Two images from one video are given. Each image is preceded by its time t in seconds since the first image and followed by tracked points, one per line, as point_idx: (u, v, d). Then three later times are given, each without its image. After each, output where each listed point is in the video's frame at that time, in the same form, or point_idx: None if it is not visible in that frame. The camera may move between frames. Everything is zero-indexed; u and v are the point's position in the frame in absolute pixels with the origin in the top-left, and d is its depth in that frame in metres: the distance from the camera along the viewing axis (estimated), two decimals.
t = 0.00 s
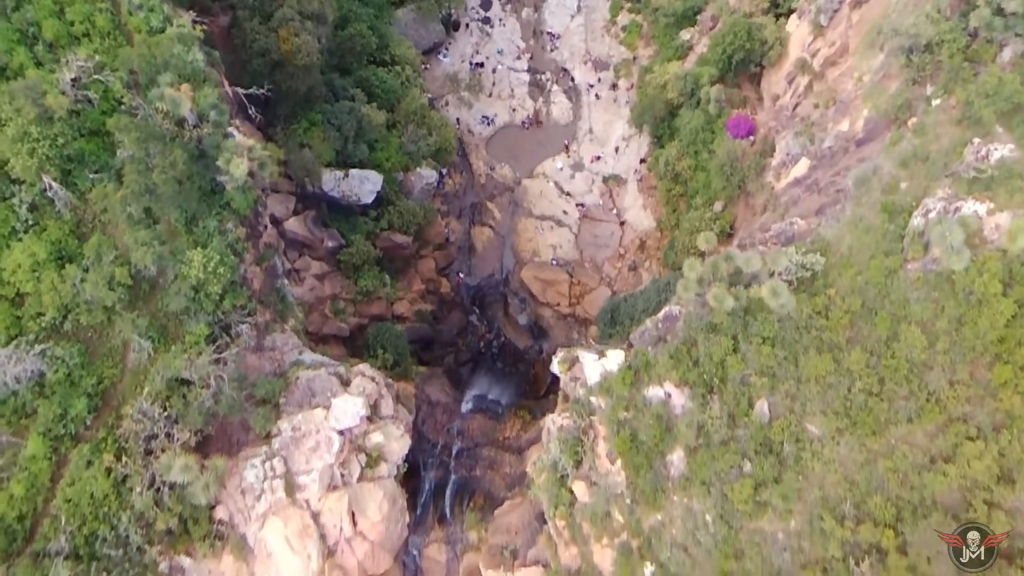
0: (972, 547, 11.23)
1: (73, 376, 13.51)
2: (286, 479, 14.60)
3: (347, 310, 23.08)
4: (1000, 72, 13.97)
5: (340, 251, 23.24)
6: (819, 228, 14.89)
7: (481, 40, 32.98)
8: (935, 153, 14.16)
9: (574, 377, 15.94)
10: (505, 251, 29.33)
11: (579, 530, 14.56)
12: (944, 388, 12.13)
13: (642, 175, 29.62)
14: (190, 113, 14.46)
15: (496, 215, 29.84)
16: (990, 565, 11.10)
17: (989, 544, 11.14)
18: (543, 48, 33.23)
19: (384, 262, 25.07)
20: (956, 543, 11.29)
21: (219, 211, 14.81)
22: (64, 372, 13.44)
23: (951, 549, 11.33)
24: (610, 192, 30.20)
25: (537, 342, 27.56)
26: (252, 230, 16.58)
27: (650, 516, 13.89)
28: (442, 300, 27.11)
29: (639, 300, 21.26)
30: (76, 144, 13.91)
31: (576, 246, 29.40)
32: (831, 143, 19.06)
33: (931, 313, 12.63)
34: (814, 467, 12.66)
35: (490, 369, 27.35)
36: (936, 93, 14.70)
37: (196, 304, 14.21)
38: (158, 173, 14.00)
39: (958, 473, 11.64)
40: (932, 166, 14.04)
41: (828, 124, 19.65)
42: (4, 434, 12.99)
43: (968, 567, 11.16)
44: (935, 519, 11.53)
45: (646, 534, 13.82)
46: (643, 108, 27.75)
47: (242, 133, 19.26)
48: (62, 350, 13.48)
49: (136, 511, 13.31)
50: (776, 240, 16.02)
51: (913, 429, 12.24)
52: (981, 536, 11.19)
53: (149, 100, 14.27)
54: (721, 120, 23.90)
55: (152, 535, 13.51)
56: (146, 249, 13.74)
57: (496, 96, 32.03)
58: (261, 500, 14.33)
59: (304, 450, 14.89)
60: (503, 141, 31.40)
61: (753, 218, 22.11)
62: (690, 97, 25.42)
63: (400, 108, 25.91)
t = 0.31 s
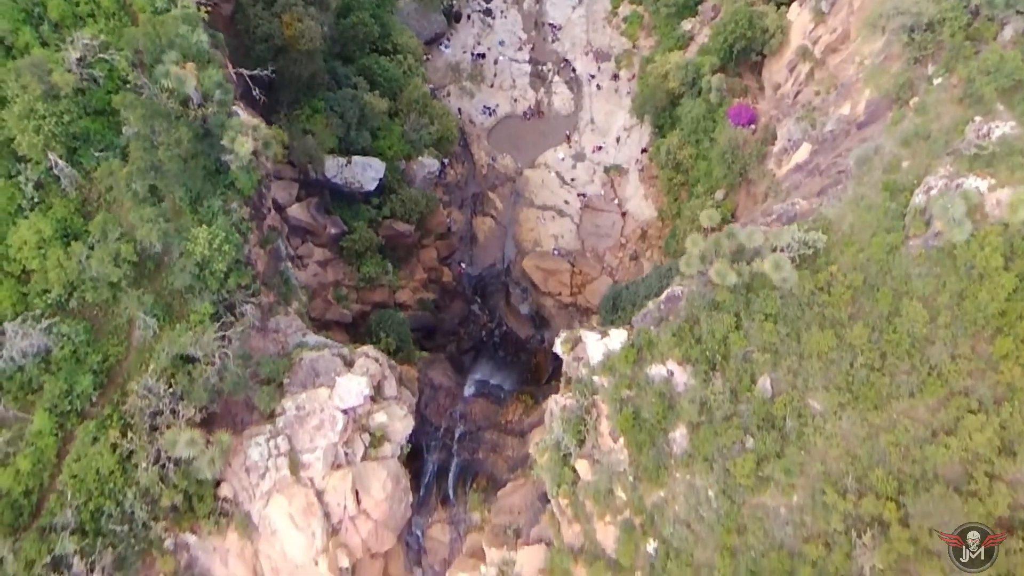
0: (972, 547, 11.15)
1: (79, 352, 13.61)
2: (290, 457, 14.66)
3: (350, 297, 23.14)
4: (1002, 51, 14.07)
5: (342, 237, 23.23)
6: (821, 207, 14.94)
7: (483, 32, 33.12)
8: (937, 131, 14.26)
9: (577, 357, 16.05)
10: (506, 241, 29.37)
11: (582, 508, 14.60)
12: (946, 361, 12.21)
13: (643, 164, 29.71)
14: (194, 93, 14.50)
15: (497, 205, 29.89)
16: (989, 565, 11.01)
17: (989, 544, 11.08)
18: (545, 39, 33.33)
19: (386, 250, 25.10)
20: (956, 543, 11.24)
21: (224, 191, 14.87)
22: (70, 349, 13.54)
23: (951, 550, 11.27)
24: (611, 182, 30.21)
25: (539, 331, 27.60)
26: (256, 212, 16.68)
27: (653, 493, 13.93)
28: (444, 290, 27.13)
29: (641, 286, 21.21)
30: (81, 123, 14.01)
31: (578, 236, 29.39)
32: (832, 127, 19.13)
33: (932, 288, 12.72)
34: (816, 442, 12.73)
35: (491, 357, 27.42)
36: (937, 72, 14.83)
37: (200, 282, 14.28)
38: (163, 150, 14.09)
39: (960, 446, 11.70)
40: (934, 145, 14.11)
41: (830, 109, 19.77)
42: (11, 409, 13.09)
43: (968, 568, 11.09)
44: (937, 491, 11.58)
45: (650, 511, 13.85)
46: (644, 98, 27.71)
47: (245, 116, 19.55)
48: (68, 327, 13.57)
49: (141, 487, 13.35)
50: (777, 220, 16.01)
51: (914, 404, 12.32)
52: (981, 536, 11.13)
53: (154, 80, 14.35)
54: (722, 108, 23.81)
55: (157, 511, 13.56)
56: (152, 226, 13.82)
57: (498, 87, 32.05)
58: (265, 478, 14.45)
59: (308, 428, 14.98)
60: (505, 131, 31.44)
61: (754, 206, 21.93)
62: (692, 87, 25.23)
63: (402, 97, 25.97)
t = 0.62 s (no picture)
0: (973, 546, 11.25)
1: (85, 328, 13.73)
2: (294, 434, 14.69)
3: (353, 282, 23.21)
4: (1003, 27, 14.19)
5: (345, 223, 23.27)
6: (823, 184, 15.00)
7: (484, 22, 33.22)
8: (938, 107, 14.36)
9: (579, 336, 16.12)
10: (508, 230, 29.38)
11: (585, 484, 14.64)
12: (947, 333, 12.32)
13: (644, 153, 29.74)
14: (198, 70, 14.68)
15: (499, 194, 29.91)
16: (989, 564, 11.11)
17: (990, 543, 11.13)
18: (546, 29, 33.35)
19: (389, 237, 25.13)
20: (957, 543, 11.32)
21: (228, 168, 14.97)
22: (76, 324, 13.64)
23: (951, 549, 11.37)
24: (613, 171, 30.17)
25: (541, 319, 27.48)
26: (259, 192, 16.71)
27: (656, 468, 13.99)
28: (446, 278, 27.14)
29: (642, 271, 21.09)
30: (87, 99, 14.10)
31: (579, 224, 29.40)
32: (834, 109, 19.19)
33: (933, 261, 12.82)
34: (818, 415, 12.81)
35: (493, 344, 27.26)
36: (938, 49, 14.96)
37: (205, 259, 14.35)
38: (169, 125, 14.19)
39: (961, 416, 11.80)
40: (935, 122, 14.19)
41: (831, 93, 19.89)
42: (18, 381, 13.21)
43: (969, 568, 11.22)
44: (938, 459, 11.66)
45: (652, 486, 13.92)
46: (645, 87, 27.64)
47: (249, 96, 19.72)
48: (74, 302, 13.67)
49: (147, 461, 13.44)
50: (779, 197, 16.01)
51: (916, 375, 12.42)
52: (981, 535, 11.19)
53: (159, 57, 14.51)
54: (723, 95, 23.68)
55: (162, 485, 13.66)
56: (158, 201, 13.92)
57: (499, 77, 32.10)
58: (270, 454, 14.45)
59: (313, 405, 14.97)
60: (506, 121, 31.46)
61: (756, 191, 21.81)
62: (693, 75, 25.00)
63: (404, 84, 26.04)
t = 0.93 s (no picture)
0: (973, 547, 11.22)
1: (91, 305, 13.87)
2: (299, 412, 14.63)
3: (356, 269, 23.19)
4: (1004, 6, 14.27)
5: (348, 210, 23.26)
6: (825, 164, 15.05)
7: (486, 13, 33.31)
8: (940, 86, 14.44)
9: (582, 317, 16.10)
10: (510, 220, 29.33)
11: (588, 463, 14.70)
12: (948, 307, 12.38)
13: (645, 143, 29.68)
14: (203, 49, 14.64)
15: (500, 184, 29.89)
16: (989, 565, 11.10)
17: (989, 544, 11.09)
18: (547, 21, 33.44)
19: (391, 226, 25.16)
20: (957, 543, 11.33)
21: (232, 149, 14.94)
22: (81, 301, 13.78)
23: (951, 550, 11.39)
24: (614, 161, 30.04)
25: (542, 308, 27.23)
26: (264, 173, 16.88)
27: (659, 446, 14.07)
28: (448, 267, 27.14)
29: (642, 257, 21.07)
30: (93, 78, 14.24)
31: (580, 214, 29.30)
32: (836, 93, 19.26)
33: (935, 237, 12.90)
34: (820, 390, 12.89)
35: (495, 333, 27.41)
36: (939, 29, 15.06)
37: (209, 238, 14.41)
38: (176, 103, 14.23)
39: (962, 389, 11.84)
40: (936, 101, 14.27)
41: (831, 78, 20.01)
42: (23, 355, 13.40)
43: (967, 568, 11.20)
44: (939, 432, 11.72)
45: (655, 463, 13.98)
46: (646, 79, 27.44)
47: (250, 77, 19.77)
48: (80, 279, 13.83)
49: (152, 438, 13.51)
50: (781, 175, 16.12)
51: (917, 349, 12.50)
52: (981, 536, 11.16)
53: (165, 37, 14.62)
54: (725, 84, 23.61)
55: (168, 462, 13.74)
56: (163, 178, 14.07)
57: (501, 68, 32.15)
58: (274, 432, 14.44)
59: (317, 384, 14.89)
60: (507, 111, 31.46)
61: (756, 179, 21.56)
62: (694, 64, 24.94)
63: (406, 73, 26.16)
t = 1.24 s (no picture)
0: (972, 547, 11.31)
1: (97, 280, 13.95)
2: (303, 387, 14.66)
3: (358, 254, 23.21)
4: None
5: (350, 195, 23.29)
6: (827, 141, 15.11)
7: (487, 3, 33.42)
8: (942, 61, 14.55)
9: (585, 294, 16.20)
10: (512, 208, 29.22)
11: (592, 439, 14.75)
12: (950, 277, 12.44)
13: (647, 131, 29.84)
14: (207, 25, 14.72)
15: (502, 172, 29.78)
16: (987, 565, 11.18)
17: (989, 544, 11.18)
18: (549, 11, 33.45)
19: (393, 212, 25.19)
20: (956, 544, 11.41)
21: (237, 126, 14.91)
22: (87, 276, 13.87)
23: (951, 549, 11.47)
24: (616, 149, 30.07)
25: (544, 295, 27.27)
26: (268, 153, 16.99)
27: (662, 420, 14.15)
28: (449, 255, 27.14)
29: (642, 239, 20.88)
30: (98, 53, 14.42)
31: (581, 202, 29.30)
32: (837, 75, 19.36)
33: (937, 208, 12.93)
34: (822, 361, 12.99)
35: (497, 318, 27.04)
36: (941, 5, 15.25)
37: (214, 213, 14.44)
38: (182, 78, 14.30)
39: (965, 358, 11.88)
40: (938, 77, 14.37)
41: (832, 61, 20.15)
42: (29, 326, 13.55)
43: (967, 568, 11.29)
44: (941, 400, 11.78)
45: (658, 438, 14.06)
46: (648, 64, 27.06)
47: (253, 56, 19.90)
48: (86, 253, 13.93)
49: (158, 412, 13.62)
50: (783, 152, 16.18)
51: (920, 320, 12.57)
52: (981, 536, 11.24)
53: (169, 13, 14.71)
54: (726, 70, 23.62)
55: (173, 435, 13.84)
56: (169, 152, 14.13)
57: (502, 56, 32.17)
58: (279, 408, 14.50)
59: (321, 359, 14.89)
60: (508, 100, 31.44)
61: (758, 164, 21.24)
62: (695, 51, 24.82)
63: (408, 58, 26.15)
